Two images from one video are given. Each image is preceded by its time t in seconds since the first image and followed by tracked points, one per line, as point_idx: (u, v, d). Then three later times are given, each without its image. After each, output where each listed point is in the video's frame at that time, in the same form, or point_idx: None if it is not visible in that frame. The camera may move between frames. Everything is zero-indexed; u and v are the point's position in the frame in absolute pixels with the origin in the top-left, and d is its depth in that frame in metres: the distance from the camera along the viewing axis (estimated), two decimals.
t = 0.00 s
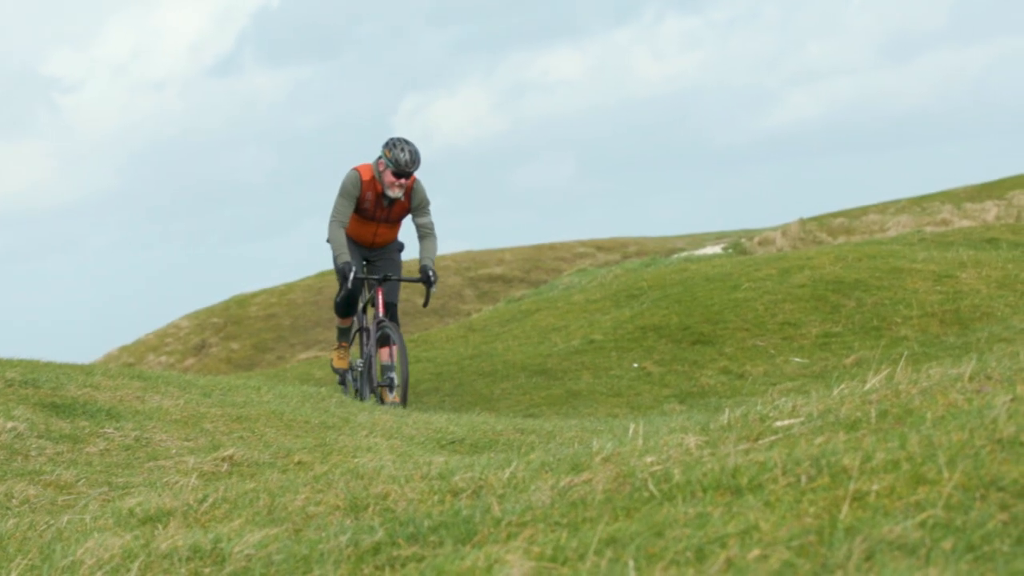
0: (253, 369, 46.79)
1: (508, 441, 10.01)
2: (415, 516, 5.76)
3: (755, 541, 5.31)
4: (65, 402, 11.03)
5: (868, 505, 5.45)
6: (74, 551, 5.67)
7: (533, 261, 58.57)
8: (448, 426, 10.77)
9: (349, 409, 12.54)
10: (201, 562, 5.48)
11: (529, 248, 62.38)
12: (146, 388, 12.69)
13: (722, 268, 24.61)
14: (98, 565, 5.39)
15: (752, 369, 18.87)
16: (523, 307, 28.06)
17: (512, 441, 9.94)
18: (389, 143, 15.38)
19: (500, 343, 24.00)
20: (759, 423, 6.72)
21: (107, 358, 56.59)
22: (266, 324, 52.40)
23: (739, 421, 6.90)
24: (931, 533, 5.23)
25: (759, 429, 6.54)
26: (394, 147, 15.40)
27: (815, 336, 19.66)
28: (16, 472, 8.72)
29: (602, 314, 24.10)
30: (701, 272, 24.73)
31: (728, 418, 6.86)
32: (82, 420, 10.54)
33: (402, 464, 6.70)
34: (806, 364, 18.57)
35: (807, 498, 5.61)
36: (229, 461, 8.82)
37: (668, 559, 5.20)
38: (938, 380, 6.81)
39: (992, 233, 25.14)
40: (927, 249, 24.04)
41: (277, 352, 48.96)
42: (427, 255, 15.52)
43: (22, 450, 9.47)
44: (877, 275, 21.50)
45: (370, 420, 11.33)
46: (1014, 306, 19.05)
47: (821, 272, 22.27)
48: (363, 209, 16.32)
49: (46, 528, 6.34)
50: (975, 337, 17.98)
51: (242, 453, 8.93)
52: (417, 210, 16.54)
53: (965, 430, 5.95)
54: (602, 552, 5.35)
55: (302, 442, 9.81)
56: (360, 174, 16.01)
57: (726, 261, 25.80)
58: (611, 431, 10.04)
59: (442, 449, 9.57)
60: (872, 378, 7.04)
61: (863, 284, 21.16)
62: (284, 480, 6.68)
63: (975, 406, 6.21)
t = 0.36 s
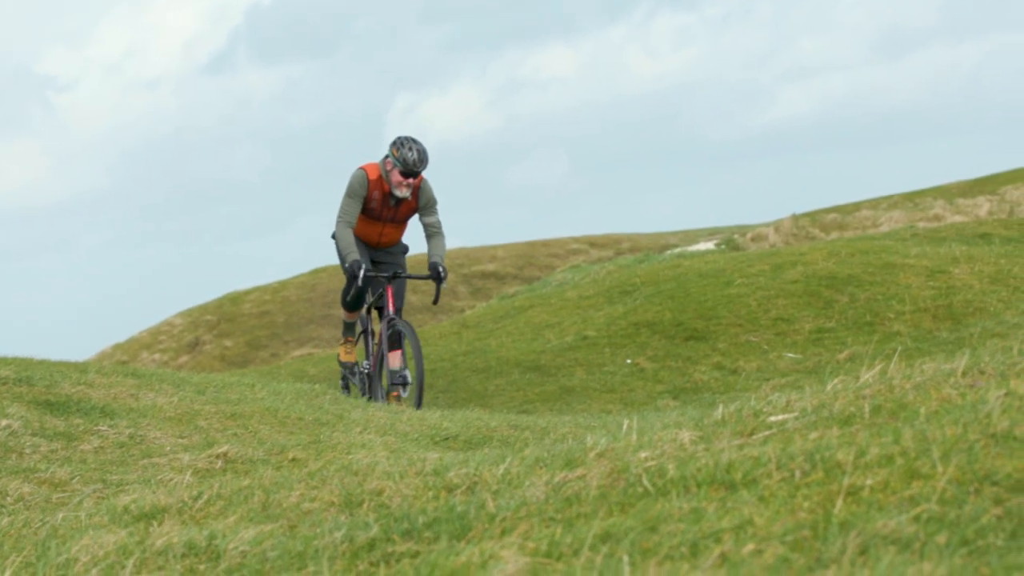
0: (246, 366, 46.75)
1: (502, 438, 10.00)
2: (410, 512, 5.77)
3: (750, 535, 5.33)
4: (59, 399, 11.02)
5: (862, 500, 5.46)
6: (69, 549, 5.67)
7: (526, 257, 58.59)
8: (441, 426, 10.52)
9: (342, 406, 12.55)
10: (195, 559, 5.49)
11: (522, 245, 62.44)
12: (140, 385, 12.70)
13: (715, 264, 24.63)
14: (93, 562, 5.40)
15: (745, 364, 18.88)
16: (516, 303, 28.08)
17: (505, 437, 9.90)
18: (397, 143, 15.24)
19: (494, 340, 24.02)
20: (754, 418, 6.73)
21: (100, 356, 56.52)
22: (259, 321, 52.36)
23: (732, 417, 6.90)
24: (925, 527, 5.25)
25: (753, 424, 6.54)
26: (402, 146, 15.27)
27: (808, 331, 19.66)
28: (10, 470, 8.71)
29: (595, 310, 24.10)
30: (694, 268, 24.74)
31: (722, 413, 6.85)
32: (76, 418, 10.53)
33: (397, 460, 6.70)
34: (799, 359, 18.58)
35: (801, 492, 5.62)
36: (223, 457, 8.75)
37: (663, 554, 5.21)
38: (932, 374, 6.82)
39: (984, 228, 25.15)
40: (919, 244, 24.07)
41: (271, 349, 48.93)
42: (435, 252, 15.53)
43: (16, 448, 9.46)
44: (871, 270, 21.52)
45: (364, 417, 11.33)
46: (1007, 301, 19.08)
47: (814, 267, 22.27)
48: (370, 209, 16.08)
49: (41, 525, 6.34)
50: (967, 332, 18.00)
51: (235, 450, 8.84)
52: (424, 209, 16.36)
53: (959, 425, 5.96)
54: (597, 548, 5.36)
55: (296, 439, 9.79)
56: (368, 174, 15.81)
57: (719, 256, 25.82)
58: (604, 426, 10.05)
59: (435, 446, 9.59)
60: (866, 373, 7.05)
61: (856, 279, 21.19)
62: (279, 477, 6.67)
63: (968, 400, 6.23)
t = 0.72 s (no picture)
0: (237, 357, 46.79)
1: (495, 428, 9.99)
2: (402, 502, 5.78)
3: (742, 525, 5.34)
4: (51, 391, 11.02)
5: (854, 489, 5.47)
6: (62, 538, 5.69)
7: (517, 248, 58.58)
8: (434, 413, 10.65)
9: (335, 396, 12.57)
10: (188, 549, 5.50)
11: (514, 236, 62.49)
12: (132, 376, 12.71)
13: (707, 254, 24.63)
14: (86, 552, 5.42)
15: (737, 355, 18.88)
16: (509, 294, 28.09)
17: (498, 428, 9.89)
18: (403, 134, 15.07)
19: (486, 331, 24.02)
20: (746, 408, 6.73)
21: (92, 348, 56.53)
22: (251, 312, 52.35)
23: (725, 406, 6.90)
24: (917, 517, 5.26)
25: (745, 414, 6.54)
26: (409, 136, 15.10)
27: (800, 321, 19.66)
28: (2, 461, 8.72)
29: (587, 301, 24.09)
30: (686, 259, 24.73)
31: (714, 403, 6.86)
32: (68, 408, 10.54)
33: (389, 451, 6.71)
34: (790, 349, 18.59)
35: (793, 482, 5.63)
36: (216, 448, 8.82)
37: (655, 544, 5.23)
38: (923, 364, 6.83)
39: (975, 219, 25.13)
40: (911, 234, 24.08)
41: (262, 340, 48.94)
42: (446, 243, 15.52)
43: (9, 439, 9.46)
44: (863, 261, 21.52)
45: (357, 407, 11.34)
46: (999, 291, 19.10)
47: (807, 258, 22.25)
48: (378, 201, 15.90)
49: (35, 515, 6.35)
50: (959, 323, 18.02)
51: (228, 441, 8.92)
52: (431, 200, 16.21)
53: (951, 414, 5.97)
54: (588, 537, 5.38)
55: (289, 430, 9.79)
56: (375, 165, 15.65)
57: (711, 247, 25.84)
58: (595, 414, 10.06)
59: (427, 436, 9.60)
60: (858, 363, 7.05)
61: (848, 270, 21.19)
62: (272, 467, 6.68)
63: (960, 390, 6.24)
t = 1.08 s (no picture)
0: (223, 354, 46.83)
1: (481, 424, 9.98)
2: (388, 498, 5.79)
3: (728, 520, 5.35)
4: (38, 387, 11.01)
5: (841, 485, 5.48)
6: (49, 535, 5.69)
7: (504, 244, 58.63)
8: (421, 410, 10.61)
9: (321, 393, 12.60)
10: (174, 546, 5.51)
11: (501, 232, 62.56)
12: (119, 373, 12.72)
13: (693, 250, 24.66)
14: (73, 549, 5.42)
15: (723, 350, 18.90)
16: (495, 290, 28.12)
17: (486, 424, 9.85)
18: (404, 127, 14.82)
19: (473, 327, 24.02)
20: (732, 403, 6.73)
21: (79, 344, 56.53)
22: (237, 308, 52.38)
23: (712, 402, 6.90)
24: (903, 512, 5.28)
25: (731, 410, 6.54)
26: (410, 130, 14.84)
27: (785, 317, 19.66)
28: None
29: (573, 297, 24.10)
30: (672, 255, 24.74)
31: (700, 399, 6.86)
32: (55, 405, 10.54)
33: (375, 447, 6.70)
34: (777, 345, 18.60)
35: (779, 477, 5.63)
36: (202, 445, 8.82)
37: (641, 540, 5.25)
38: (909, 359, 6.84)
39: (961, 215, 25.16)
40: (896, 230, 24.11)
41: (249, 337, 48.98)
42: (452, 238, 15.53)
43: None
44: (849, 256, 21.52)
45: (343, 403, 11.36)
46: (985, 287, 19.16)
47: (792, 253, 22.23)
48: (383, 197, 15.57)
49: (21, 512, 6.35)
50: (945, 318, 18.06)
51: (214, 437, 8.91)
52: (435, 193, 15.89)
53: (937, 410, 5.98)
54: (575, 533, 5.39)
55: (275, 426, 9.79)
56: (377, 162, 15.29)
57: (697, 243, 25.86)
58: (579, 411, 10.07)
59: (413, 433, 9.60)
60: (844, 359, 7.04)
61: (834, 265, 21.19)
62: (259, 463, 6.67)
63: (946, 386, 6.25)
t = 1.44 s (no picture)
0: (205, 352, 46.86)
1: (464, 421, 9.97)
2: (371, 496, 5.79)
3: (710, 518, 5.36)
4: (21, 385, 11.00)
5: (823, 483, 5.49)
6: (31, 533, 5.70)
7: (488, 242, 58.69)
8: (404, 408, 10.54)
9: (303, 391, 12.64)
10: (157, 543, 5.51)
11: (485, 231, 62.73)
12: (102, 371, 12.73)
13: (676, 248, 24.69)
14: (55, 546, 5.43)
15: (705, 348, 18.91)
16: (479, 288, 28.11)
17: (470, 423, 9.83)
18: (404, 121, 14.72)
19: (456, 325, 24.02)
20: (714, 401, 6.72)
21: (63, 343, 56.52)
22: (221, 306, 52.39)
23: (695, 400, 6.89)
24: (885, 510, 5.29)
25: (713, 407, 6.54)
26: (410, 123, 14.73)
27: (769, 315, 19.65)
28: None
29: (556, 296, 24.11)
30: (655, 254, 24.77)
31: (682, 396, 6.86)
32: (38, 403, 10.53)
33: (358, 444, 6.70)
34: (759, 343, 18.60)
35: (762, 475, 5.63)
36: (185, 442, 8.83)
37: (623, 538, 5.26)
38: (892, 357, 6.84)
39: (944, 213, 25.19)
40: (880, 228, 24.13)
41: (232, 335, 49.02)
42: (461, 234, 15.48)
43: None
44: (832, 254, 21.52)
45: (326, 401, 11.37)
46: (968, 285, 19.21)
47: (776, 251, 22.21)
48: (386, 192, 15.41)
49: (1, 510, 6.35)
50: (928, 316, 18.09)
51: (197, 435, 8.92)
52: (440, 187, 15.71)
53: (919, 407, 5.99)
54: (558, 531, 5.40)
55: (258, 424, 9.79)
56: (380, 157, 15.17)
57: (680, 241, 25.91)
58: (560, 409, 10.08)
59: (396, 430, 9.59)
60: (827, 357, 7.04)
61: (817, 263, 21.18)
62: (241, 461, 6.67)
63: (929, 383, 6.26)
